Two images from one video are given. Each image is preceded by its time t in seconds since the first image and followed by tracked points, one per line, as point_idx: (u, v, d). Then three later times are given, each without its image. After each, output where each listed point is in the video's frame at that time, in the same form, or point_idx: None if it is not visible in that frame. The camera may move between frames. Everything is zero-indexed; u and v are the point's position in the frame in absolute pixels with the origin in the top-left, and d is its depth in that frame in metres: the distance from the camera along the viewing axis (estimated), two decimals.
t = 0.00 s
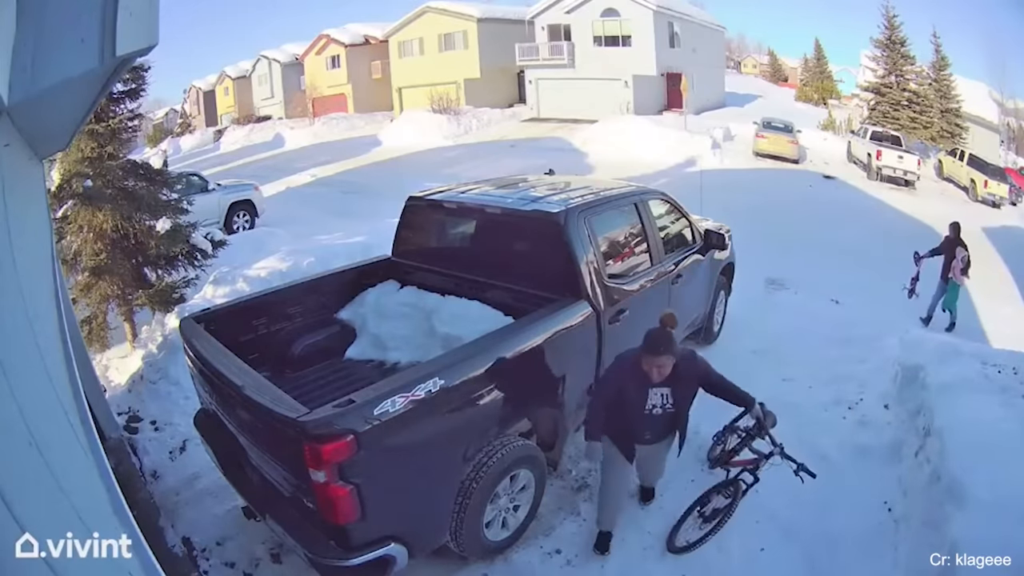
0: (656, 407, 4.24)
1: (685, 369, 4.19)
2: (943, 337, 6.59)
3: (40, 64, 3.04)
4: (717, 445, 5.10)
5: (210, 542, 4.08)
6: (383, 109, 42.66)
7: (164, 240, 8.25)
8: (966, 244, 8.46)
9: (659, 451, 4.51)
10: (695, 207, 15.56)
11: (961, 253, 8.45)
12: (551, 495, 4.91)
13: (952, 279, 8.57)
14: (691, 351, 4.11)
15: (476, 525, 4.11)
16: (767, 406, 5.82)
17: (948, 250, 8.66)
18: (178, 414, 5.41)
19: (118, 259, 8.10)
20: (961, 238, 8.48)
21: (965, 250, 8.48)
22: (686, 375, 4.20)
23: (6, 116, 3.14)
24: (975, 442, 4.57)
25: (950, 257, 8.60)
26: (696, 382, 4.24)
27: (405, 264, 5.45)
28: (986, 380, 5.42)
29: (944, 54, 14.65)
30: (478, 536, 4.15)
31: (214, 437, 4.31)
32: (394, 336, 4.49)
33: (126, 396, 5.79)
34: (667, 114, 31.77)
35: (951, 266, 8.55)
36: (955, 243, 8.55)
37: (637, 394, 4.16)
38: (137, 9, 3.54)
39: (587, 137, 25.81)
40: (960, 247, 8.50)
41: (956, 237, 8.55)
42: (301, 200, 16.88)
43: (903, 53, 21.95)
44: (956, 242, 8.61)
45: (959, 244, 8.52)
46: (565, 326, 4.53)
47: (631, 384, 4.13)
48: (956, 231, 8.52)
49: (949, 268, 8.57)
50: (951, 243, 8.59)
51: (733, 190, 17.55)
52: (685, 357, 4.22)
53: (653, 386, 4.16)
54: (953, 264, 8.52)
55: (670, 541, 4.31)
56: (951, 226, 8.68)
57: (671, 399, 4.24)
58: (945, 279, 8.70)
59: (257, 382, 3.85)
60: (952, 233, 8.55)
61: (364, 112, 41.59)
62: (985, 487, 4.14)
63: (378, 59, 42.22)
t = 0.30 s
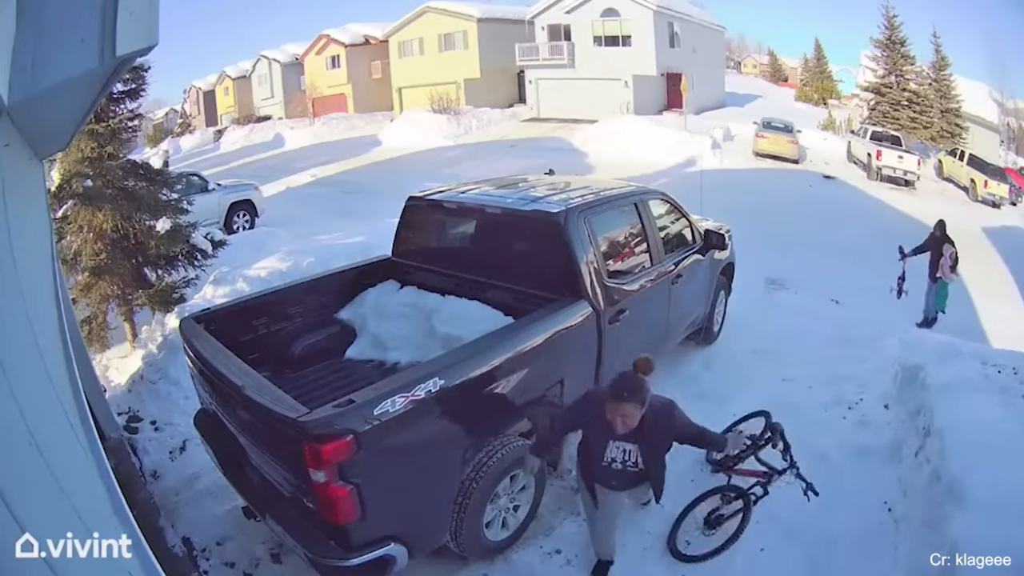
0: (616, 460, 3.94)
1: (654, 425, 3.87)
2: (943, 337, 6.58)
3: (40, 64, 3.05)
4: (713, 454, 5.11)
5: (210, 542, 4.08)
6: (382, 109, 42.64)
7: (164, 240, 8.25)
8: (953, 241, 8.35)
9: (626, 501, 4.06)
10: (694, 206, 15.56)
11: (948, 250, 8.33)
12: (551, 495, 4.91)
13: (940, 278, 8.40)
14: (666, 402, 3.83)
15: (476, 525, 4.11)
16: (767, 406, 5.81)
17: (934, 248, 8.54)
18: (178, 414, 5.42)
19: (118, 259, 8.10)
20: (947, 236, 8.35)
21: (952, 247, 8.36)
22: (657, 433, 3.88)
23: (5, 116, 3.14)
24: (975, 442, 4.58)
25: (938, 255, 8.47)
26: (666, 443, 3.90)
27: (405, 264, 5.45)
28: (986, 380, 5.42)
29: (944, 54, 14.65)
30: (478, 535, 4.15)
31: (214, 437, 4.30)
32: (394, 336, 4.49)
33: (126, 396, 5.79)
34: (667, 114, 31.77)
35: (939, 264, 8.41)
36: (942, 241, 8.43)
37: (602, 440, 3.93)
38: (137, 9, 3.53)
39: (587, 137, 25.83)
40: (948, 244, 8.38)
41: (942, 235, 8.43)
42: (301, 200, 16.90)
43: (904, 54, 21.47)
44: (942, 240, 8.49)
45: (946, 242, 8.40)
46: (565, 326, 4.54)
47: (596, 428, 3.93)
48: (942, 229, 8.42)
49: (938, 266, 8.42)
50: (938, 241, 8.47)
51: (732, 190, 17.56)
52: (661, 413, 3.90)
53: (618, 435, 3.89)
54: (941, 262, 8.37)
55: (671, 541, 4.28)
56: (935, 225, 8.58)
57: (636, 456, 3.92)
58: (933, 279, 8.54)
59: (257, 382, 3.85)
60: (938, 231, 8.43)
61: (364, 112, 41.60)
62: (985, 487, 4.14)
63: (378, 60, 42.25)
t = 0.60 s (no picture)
0: (576, 529, 3.81)
1: (612, 485, 3.81)
2: (953, 340, 6.49)
3: (37, 63, 3.01)
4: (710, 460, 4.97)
5: (210, 547, 4.03)
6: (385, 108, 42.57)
7: (164, 241, 8.23)
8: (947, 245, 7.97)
9: (606, 568, 4.00)
10: (699, 208, 15.49)
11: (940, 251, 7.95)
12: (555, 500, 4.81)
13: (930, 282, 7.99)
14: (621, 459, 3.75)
15: (479, 530, 4.06)
16: (773, 408, 5.72)
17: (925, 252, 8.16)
18: (178, 417, 5.36)
19: (117, 260, 8.07)
20: (941, 239, 8.05)
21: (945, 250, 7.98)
22: (618, 491, 3.82)
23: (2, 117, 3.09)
24: (984, 446, 4.51)
25: (929, 259, 8.08)
26: (628, 501, 3.83)
27: (408, 265, 5.39)
28: (996, 383, 5.35)
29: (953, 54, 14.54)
30: (482, 540, 4.10)
31: (214, 441, 4.24)
32: (396, 339, 4.44)
33: (126, 399, 5.73)
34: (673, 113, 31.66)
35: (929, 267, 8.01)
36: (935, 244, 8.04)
37: (553, 512, 3.78)
38: (135, 7, 3.49)
39: (591, 138, 25.80)
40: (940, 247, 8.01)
41: (935, 237, 8.06)
42: (303, 200, 16.87)
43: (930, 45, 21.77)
44: (934, 243, 8.10)
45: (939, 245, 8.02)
46: (569, 329, 4.49)
47: (545, 501, 3.78)
48: (935, 232, 8.05)
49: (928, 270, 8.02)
50: (930, 244, 8.10)
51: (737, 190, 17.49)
52: (622, 470, 3.86)
53: (570, 504, 3.76)
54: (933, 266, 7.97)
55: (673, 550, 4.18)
56: (928, 228, 8.22)
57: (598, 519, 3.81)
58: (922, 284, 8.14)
59: (257, 385, 3.81)
60: (932, 233, 8.06)
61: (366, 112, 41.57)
62: (995, 492, 4.07)
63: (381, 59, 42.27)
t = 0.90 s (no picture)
0: None
1: None
2: (995, 351, 6.15)
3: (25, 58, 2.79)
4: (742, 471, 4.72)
5: (209, 570, 3.80)
6: (395, 106, 42.35)
7: (161, 246, 7.81)
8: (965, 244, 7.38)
9: None
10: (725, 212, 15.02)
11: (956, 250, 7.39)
12: (574, 518, 4.54)
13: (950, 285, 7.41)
14: None
15: (493, 553, 3.82)
16: (803, 423, 5.42)
17: (941, 253, 7.61)
18: (175, 432, 5.12)
19: (112, 266, 7.62)
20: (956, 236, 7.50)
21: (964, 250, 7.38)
22: None
23: None
24: None
25: (946, 260, 7.53)
26: None
27: (418, 272, 5.14)
28: None
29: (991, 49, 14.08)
30: (496, 563, 3.86)
31: (215, 457, 4.00)
32: (406, 349, 4.22)
33: (121, 413, 5.50)
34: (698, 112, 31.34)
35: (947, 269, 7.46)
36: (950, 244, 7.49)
37: None
38: None
39: (611, 137, 25.30)
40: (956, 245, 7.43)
41: (949, 237, 7.51)
42: (313, 203, 16.60)
43: (944, 46, 27.55)
44: (950, 242, 7.54)
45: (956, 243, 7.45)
46: (589, 339, 4.25)
47: None
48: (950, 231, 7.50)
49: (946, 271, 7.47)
50: (946, 245, 7.55)
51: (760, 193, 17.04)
52: None
53: None
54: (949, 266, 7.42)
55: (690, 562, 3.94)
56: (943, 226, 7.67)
57: None
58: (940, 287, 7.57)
59: (259, 398, 3.60)
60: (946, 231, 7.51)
61: (374, 109, 41.23)
62: None
63: (388, 53, 41.66)
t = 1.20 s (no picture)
0: None
1: None
2: None
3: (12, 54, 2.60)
4: (777, 485, 4.48)
5: None
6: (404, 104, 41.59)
7: (157, 251, 7.30)
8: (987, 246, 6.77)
9: None
10: (752, 215, 14.73)
11: (980, 253, 6.74)
12: (592, 538, 4.30)
13: (972, 290, 6.82)
14: None
15: None
16: (833, 437, 5.15)
17: (959, 256, 6.96)
18: (173, 447, 4.91)
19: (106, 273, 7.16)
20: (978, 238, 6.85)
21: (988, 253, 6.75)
22: None
23: None
24: None
25: (967, 264, 6.87)
26: None
27: (428, 278, 4.92)
28: None
29: None
30: None
31: (215, 474, 3.80)
32: (415, 360, 4.03)
33: (116, 427, 5.27)
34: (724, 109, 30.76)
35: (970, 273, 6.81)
36: (972, 246, 6.83)
37: None
38: None
39: (633, 136, 25.18)
40: (978, 247, 6.79)
41: (970, 239, 6.85)
42: (321, 207, 16.27)
43: (984, 42, 28.40)
44: (970, 244, 6.88)
45: (978, 246, 6.80)
46: (609, 348, 4.04)
47: None
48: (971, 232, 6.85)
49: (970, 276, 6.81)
50: (966, 247, 6.88)
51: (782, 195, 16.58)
52: None
53: None
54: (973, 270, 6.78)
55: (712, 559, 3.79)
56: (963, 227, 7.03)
57: None
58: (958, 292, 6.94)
59: (261, 412, 3.41)
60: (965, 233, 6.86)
61: (382, 106, 40.60)
62: None
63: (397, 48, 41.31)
